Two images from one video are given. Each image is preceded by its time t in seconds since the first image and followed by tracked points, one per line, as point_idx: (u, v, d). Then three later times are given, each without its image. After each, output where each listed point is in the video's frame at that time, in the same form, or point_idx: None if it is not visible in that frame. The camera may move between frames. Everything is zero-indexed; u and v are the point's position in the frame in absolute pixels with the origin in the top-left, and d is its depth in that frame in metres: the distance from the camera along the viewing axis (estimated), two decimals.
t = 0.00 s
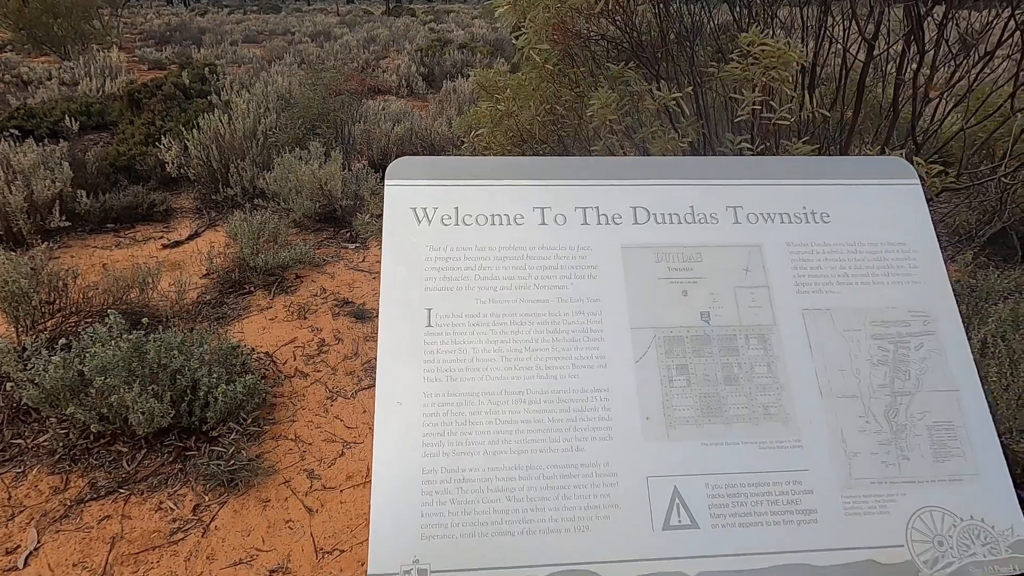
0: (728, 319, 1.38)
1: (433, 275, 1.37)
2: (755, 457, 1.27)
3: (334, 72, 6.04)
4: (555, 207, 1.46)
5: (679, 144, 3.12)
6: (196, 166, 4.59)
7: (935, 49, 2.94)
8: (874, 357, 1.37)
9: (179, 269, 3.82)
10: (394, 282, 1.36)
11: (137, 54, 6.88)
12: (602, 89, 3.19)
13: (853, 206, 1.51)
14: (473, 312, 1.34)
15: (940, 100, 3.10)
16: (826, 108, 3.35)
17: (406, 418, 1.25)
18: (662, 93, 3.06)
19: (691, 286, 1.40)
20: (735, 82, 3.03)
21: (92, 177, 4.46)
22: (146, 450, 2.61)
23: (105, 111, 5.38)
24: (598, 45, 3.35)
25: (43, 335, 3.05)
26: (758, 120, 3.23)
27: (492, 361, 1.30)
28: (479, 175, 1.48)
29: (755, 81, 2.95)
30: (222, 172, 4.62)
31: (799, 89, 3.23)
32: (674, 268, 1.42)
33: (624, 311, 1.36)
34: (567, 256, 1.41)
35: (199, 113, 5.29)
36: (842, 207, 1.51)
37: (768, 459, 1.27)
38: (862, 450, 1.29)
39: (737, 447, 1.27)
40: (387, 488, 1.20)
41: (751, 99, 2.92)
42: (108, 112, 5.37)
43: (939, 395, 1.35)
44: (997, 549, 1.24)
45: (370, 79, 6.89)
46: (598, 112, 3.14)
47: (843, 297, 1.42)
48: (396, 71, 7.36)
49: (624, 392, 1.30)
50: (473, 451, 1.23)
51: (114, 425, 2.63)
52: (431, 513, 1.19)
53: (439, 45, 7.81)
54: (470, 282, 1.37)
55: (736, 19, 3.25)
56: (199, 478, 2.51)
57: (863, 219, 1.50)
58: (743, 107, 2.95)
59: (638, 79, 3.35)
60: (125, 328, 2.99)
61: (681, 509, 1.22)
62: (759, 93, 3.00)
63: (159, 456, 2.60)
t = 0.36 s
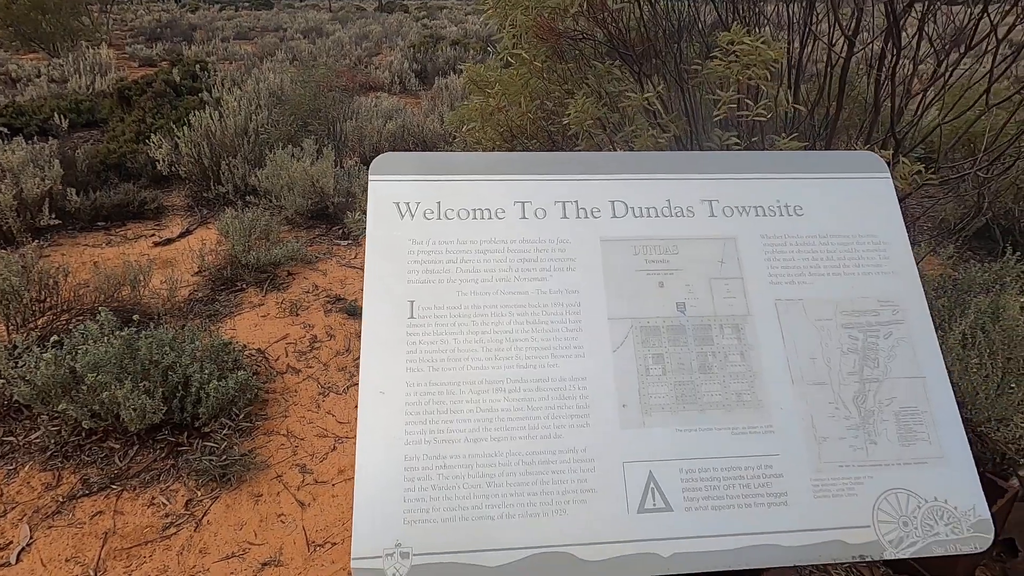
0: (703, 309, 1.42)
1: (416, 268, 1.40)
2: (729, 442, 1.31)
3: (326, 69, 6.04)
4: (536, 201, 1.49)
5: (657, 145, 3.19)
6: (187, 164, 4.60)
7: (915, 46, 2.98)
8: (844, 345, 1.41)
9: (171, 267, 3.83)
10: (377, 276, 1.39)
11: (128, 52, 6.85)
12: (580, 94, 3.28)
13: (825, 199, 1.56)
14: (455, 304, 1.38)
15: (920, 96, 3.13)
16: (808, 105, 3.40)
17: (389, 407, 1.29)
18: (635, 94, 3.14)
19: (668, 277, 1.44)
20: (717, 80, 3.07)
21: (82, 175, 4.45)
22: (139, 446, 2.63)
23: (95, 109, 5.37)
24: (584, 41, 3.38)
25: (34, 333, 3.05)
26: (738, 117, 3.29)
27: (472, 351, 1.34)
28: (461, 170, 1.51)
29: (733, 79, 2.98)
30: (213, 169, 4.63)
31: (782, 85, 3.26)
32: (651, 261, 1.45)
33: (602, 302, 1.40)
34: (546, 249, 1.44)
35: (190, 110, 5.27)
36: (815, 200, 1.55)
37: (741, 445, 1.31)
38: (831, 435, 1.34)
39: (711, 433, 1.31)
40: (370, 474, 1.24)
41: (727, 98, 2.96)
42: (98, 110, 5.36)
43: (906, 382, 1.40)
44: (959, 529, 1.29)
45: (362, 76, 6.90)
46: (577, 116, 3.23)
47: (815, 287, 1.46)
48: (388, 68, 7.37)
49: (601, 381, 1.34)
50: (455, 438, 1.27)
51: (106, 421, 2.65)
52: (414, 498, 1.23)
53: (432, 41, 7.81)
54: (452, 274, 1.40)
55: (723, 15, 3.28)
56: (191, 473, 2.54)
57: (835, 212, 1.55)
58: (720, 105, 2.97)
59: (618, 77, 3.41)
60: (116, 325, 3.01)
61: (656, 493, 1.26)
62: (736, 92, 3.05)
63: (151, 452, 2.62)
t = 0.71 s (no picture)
0: (655, 300, 1.44)
1: (370, 261, 1.42)
2: (677, 429, 1.33)
3: (315, 66, 6.01)
4: (490, 195, 1.51)
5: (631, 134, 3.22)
6: (174, 163, 4.59)
7: (886, 41, 3.00)
8: (792, 334, 1.44)
9: (156, 266, 3.83)
10: (332, 269, 1.41)
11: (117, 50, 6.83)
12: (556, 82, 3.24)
13: (777, 191, 1.58)
14: (409, 296, 1.40)
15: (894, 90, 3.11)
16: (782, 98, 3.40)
17: (342, 398, 1.31)
18: (610, 84, 3.15)
19: (620, 269, 1.46)
20: (691, 75, 3.08)
21: (68, 175, 4.44)
22: (120, 445, 2.65)
23: (83, 108, 5.36)
24: (562, 37, 3.40)
25: (14, 332, 3.05)
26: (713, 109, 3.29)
27: (425, 342, 1.36)
28: (417, 164, 1.52)
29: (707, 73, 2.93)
30: (199, 168, 4.62)
31: (759, 79, 3.28)
32: (604, 252, 1.48)
33: (555, 293, 1.42)
34: (500, 242, 1.46)
35: (177, 108, 5.26)
36: (767, 193, 1.58)
37: (689, 432, 1.34)
38: (778, 422, 1.36)
39: (659, 421, 1.34)
40: (322, 464, 1.26)
41: (699, 91, 2.93)
42: (86, 109, 5.35)
43: (852, 369, 1.43)
44: (901, 511, 1.32)
45: (352, 74, 6.89)
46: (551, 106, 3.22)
47: (764, 277, 1.48)
48: (379, 65, 7.37)
49: (552, 370, 1.36)
50: (406, 428, 1.29)
51: (87, 420, 2.66)
52: (364, 487, 1.25)
53: (423, 38, 7.79)
54: (407, 267, 1.42)
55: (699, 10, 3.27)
56: (172, 471, 2.55)
57: (787, 203, 1.57)
58: (693, 97, 2.92)
59: (596, 71, 3.40)
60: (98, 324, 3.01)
61: (604, 480, 1.28)
62: (710, 85, 3.02)
63: (133, 451, 2.63)
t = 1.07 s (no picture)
0: (626, 290, 1.47)
1: (345, 255, 1.45)
2: (646, 417, 1.36)
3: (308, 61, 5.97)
4: (465, 188, 1.53)
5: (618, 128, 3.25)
6: (166, 160, 4.58)
7: (868, 33, 3.01)
8: (761, 323, 1.47)
9: (149, 263, 3.85)
10: (307, 263, 1.43)
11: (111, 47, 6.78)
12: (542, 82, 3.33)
13: (748, 183, 1.61)
14: (383, 289, 1.42)
15: (878, 83, 3.11)
16: (766, 93, 3.40)
17: (316, 389, 1.33)
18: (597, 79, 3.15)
19: (592, 260, 1.49)
20: (675, 70, 3.06)
21: (60, 173, 4.44)
22: (112, 441, 2.67)
23: (76, 106, 5.33)
24: (549, 31, 3.39)
25: (6, 330, 3.06)
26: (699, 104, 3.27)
27: (399, 334, 1.38)
28: (391, 158, 1.54)
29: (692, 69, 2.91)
30: (192, 166, 4.62)
31: (745, 73, 3.28)
32: (576, 244, 1.50)
33: (528, 285, 1.45)
34: (473, 235, 1.49)
35: (170, 106, 5.26)
36: (737, 184, 1.61)
37: (657, 420, 1.37)
38: (745, 409, 1.39)
39: (628, 409, 1.37)
40: (297, 453, 1.28)
41: (685, 86, 2.92)
42: (79, 107, 5.31)
43: (819, 357, 1.46)
44: (864, 495, 1.36)
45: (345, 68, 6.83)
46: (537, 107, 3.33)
47: (734, 268, 1.51)
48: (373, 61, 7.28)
49: (524, 359, 1.39)
50: (380, 417, 1.31)
51: (79, 417, 2.68)
52: (339, 475, 1.27)
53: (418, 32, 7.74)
54: (381, 260, 1.45)
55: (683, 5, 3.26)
56: (164, 466, 2.58)
57: (757, 195, 1.60)
58: (680, 93, 2.92)
59: (581, 65, 3.42)
60: (90, 321, 3.03)
61: (574, 466, 1.31)
62: (694, 81, 3.01)
63: (125, 447, 2.66)
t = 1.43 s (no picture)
0: (614, 281, 1.46)
1: (332, 248, 1.44)
2: (633, 408, 1.37)
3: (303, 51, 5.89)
4: (452, 180, 1.52)
5: (614, 118, 3.16)
6: (160, 153, 4.53)
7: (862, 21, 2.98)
8: (749, 313, 1.47)
9: (144, 257, 3.83)
10: (293, 256, 1.43)
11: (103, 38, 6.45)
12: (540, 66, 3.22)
13: (737, 173, 1.61)
14: (370, 281, 1.42)
15: (872, 71, 3.10)
16: (761, 83, 3.37)
17: (304, 382, 1.33)
18: (592, 68, 3.10)
19: (580, 252, 1.48)
20: (672, 57, 3.00)
21: (53, 167, 4.40)
22: (107, 435, 2.67)
23: (68, 99, 5.25)
24: (542, 20, 3.36)
25: None
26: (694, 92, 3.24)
27: (387, 327, 1.38)
28: (378, 150, 1.53)
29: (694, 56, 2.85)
30: (186, 158, 4.57)
31: (741, 61, 3.23)
32: (565, 235, 1.50)
33: (516, 277, 1.45)
34: (461, 227, 1.48)
35: (163, 98, 5.19)
36: (726, 174, 1.60)
37: (645, 411, 1.37)
38: (733, 399, 1.39)
39: (616, 400, 1.37)
40: (284, 447, 1.28)
41: (684, 74, 2.87)
42: (71, 100, 5.24)
43: (808, 347, 1.46)
44: (852, 484, 1.36)
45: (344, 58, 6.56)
46: (537, 90, 3.19)
47: (723, 258, 1.51)
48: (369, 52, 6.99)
49: (512, 351, 1.38)
50: (368, 410, 1.31)
51: (75, 411, 2.69)
52: (326, 469, 1.27)
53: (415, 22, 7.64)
54: (368, 253, 1.44)
55: None
56: (160, 460, 2.58)
57: (746, 184, 1.60)
58: (677, 81, 2.87)
59: (576, 54, 3.38)
60: (84, 315, 3.02)
61: (562, 458, 1.32)
62: (698, 68, 2.94)
63: (121, 441, 2.67)
